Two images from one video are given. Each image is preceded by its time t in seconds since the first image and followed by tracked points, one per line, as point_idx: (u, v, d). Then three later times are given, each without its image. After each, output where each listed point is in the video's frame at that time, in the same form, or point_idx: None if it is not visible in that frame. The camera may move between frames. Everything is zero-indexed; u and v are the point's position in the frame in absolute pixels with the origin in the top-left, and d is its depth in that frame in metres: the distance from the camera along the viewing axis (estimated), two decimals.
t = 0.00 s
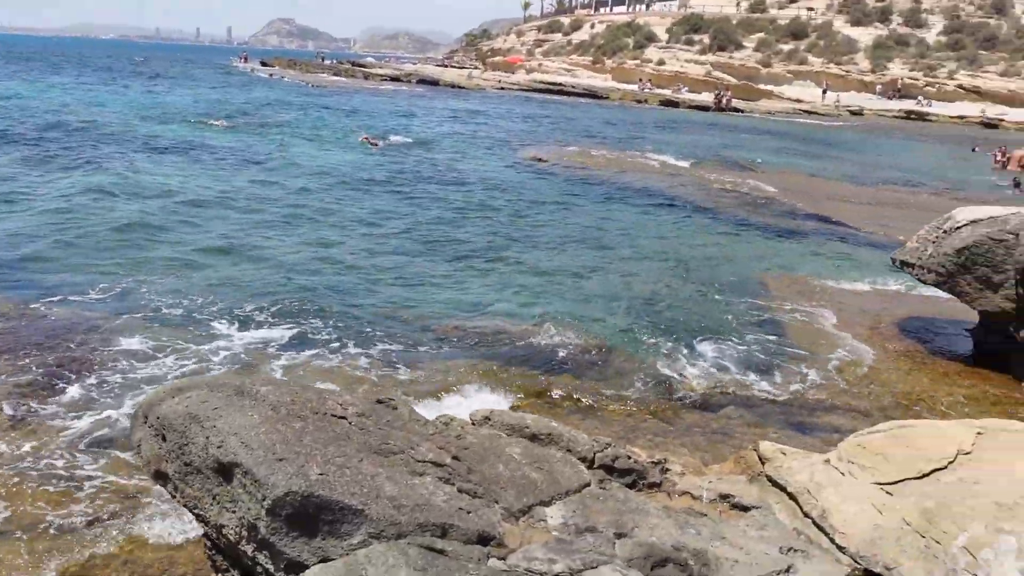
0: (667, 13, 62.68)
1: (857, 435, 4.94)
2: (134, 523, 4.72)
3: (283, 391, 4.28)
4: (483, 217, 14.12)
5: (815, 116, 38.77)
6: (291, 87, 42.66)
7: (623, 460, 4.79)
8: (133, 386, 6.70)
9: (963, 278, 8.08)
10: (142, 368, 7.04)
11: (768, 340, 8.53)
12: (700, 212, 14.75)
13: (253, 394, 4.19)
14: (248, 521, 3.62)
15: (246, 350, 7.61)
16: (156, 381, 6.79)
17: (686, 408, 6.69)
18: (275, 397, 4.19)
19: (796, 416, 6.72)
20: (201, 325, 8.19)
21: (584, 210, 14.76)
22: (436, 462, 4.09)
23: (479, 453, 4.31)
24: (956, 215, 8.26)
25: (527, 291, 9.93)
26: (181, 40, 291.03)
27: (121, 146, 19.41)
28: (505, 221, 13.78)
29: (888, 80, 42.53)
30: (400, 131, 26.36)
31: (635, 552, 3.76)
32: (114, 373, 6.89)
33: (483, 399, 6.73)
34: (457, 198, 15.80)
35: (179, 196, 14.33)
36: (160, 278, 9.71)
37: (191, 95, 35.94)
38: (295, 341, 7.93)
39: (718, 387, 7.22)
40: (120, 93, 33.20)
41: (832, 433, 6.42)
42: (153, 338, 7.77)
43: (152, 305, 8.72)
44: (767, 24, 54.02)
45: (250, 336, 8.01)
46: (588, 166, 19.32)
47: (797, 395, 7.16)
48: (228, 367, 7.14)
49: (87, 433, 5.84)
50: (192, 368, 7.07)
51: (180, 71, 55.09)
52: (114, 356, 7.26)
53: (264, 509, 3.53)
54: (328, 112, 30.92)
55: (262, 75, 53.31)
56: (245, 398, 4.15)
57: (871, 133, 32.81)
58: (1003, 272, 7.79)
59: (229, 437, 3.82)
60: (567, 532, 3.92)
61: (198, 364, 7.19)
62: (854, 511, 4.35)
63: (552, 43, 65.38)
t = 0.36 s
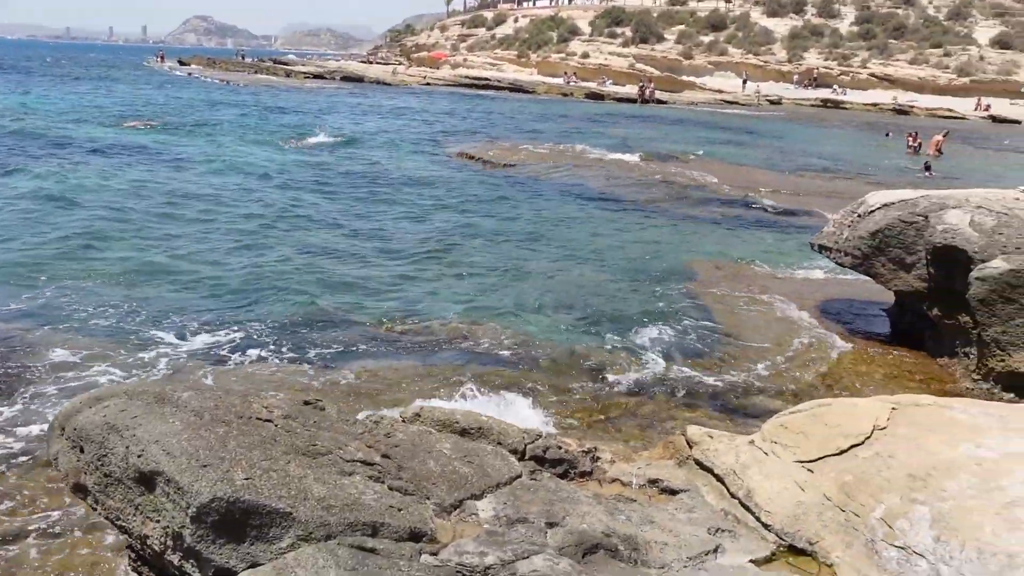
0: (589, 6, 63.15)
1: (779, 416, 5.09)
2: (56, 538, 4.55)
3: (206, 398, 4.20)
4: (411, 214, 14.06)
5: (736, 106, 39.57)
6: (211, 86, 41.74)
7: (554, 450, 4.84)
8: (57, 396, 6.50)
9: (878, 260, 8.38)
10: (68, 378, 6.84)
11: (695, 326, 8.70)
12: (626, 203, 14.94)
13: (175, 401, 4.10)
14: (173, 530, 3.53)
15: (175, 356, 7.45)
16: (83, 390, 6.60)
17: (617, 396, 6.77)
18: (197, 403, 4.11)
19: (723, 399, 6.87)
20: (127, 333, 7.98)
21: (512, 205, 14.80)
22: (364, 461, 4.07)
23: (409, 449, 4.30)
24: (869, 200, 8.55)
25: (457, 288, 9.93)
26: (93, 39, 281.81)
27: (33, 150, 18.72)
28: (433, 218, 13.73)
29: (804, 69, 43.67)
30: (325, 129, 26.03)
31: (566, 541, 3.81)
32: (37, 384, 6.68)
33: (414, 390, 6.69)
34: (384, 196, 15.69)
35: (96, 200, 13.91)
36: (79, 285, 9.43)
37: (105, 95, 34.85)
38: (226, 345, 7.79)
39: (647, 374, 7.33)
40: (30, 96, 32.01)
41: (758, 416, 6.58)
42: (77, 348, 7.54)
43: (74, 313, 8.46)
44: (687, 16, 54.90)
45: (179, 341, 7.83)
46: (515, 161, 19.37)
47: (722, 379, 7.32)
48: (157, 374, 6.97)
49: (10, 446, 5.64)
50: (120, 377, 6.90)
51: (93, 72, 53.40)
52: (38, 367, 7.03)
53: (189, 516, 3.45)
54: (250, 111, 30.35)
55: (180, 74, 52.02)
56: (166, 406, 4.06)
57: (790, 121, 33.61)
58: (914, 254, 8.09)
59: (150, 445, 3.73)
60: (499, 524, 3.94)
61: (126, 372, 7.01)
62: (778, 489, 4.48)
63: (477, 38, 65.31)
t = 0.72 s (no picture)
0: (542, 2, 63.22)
1: (733, 405, 5.14)
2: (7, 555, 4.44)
3: (157, 409, 4.15)
4: (368, 216, 13.96)
5: (689, 99, 39.89)
6: (161, 92, 41.05)
7: (512, 448, 4.87)
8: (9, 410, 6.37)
9: (829, 248, 8.48)
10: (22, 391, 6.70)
11: (653, 319, 8.78)
12: (582, 200, 14.99)
13: (124, 413, 4.05)
14: (125, 545, 3.47)
15: (132, 367, 7.34)
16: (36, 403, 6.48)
17: (576, 390, 6.80)
18: (148, 416, 4.06)
19: (682, 389, 6.94)
20: (80, 345, 7.84)
21: (469, 205, 14.77)
22: (320, 466, 4.05)
23: (365, 452, 4.28)
24: (818, 188, 8.68)
25: (414, 289, 9.89)
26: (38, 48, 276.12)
27: None
28: (390, 220, 13.66)
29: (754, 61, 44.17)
30: (278, 132, 25.74)
31: (525, 537, 3.81)
32: None
33: (372, 390, 6.66)
34: (340, 199, 15.57)
35: (42, 210, 13.61)
36: (27, 297, 9.23)
37: (51, 104, 34.10)
38: (182, 354, 7.69)
39: (606, 367, 7.39)
40: None
41: (716, 405, 6.64)
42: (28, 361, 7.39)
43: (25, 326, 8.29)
44: (639, 11, 55.24)
45: (134, 352, 7.72)
46: (471, 159, 19.33)
47: (679, 370, 7.38)
48: (113, 385, 6.87)
49: None
50: (76, 388, 6.78)
51: (38, 81, 52.24)
52: None
53: (140, 530, 3.40)
54: (201, 117, 29.91)
55: (128, 80, 51.12)
56: (115, 419, 4.00)
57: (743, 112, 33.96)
58: (863, 240, 8.22)
59: (98, 459, 3.68)
60: (457, 524, 3.93)
61: (81, 384, 6.89)
62: (734, 477, 4.53)
63: (430, 37, 65.03)
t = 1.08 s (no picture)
0: (495, 5, 63.27)
1: (687, 404, 5.18)
2: None
3: (103, 426, 4.07)
4: (322, 223, 13.85)
5: (643, 100, 40.22)
6: (110, 99, 40.35)
7: (467, 453, 4.86)
8: None
9: (779, 245, 8.59)
10: None
11: (608, 322, 8.84)
12: (538, 202, 15.05)
13: (68, 430, 3.97)
14: (69, 567, 3.39)
15: (78, 381, 7.18)
16: None
17: (534, 394, 6.80)
18: (93, 432, 3.99)
19: (637, 390, 6.99)
20: (24, 359, 7.65)
21: (425, 209, 14.73)
22: (271, 478, 4.01)
23: (317, 462, 4.24)
24: (768, 187, 8.80)
25: (368, 295, 9.82)
26: None
27: None
28: (345, 226, 13.56)
29: (707, 61, 44.66)
30: (230, 139, 25.42)
31: (479, 543, 3.80)
32: None
33: (328, 394, 6.60)
34: (295, 205, 15.43)
35: None
36: None
37: None
38: (131, 366, 7.55)
39: (562, 369, 7.41)
40: None
41: (670, 405, 6.69)
42: None
43: None
44: (592, 13, 55.54)
45: (80, 366, 7.55)
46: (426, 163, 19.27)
47: (634, 370, 7.43)
48: (58, 400, 6.71)
49: None
50: (18, 404, 6.61)
51: None
52: None
53: (85, 550, 3.33)
54: (151, 123, 29.43)
55: (76, 87, 50.15)
56: (58, 436, 3.92)
57: (696, 112, 34.31)
58: (813, 237, 8.35)
59: (41, 479, 3.60)
60: (411, 532, 3.91)
61: (26, 400, 6.73)
62: (687, 476, 4.57)
63: (384, 40, 64.76)
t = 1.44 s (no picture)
0: (458, 16, 63.30)
1: (651, 414, 5.19)
2: None
3: (59, 448, 4.00)
4: (285, 236, 13.75)
5: (607, 110, 40.48)
6: (67, 114, 39.71)
7: (432, 468, 4.83)
8: None
9: (742, 254, 8.68)
10: None
11: (574, 337, 8.87)
12: (503, 214, 15.09)
13: (23, 454, 3.88)
14: None
15: (31, 402, 7.02)
16: None
17: (500, 408, 6.79)
18: (49, 454, 3.91)
19: (601, 403, 7.01)
20: None
21: (388, 222, 14.69)
22: (233, 498, 3.95)
23: (280, 481, 4.20)
24: (729, 197, 8.89)
25: (329, 310, 9.73)
26: None
27: None
28: (308, 240, 13.47)
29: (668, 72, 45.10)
30: (192, 152, 25.17)
31: (443, 559, 3.78)
32: None
33: (293, 411, 6.53)
34: (258, 219, 15.30)
35: None
36: None
37: None
38: (85, 386, 7.39)
39: (528, 381, 7.42)
40: None
41: (634, 416, 6.69)
42: None
43: None
44: (555, 24, 55.87)
45: (33, 387, 7.37)
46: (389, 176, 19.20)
47: (600, 381, 7.46)
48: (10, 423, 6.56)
49: None
50: None
51: None
52: None
53: None
54: (109, 137, 28.98)
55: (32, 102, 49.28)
56: (12, 460, 3.84)
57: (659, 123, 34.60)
58: (774, 246, 8.44)
59: None
60: (375, 550, 3.88)
61: None
62: (652, 487, 4.59)
63: (347, 53, 64.60)
